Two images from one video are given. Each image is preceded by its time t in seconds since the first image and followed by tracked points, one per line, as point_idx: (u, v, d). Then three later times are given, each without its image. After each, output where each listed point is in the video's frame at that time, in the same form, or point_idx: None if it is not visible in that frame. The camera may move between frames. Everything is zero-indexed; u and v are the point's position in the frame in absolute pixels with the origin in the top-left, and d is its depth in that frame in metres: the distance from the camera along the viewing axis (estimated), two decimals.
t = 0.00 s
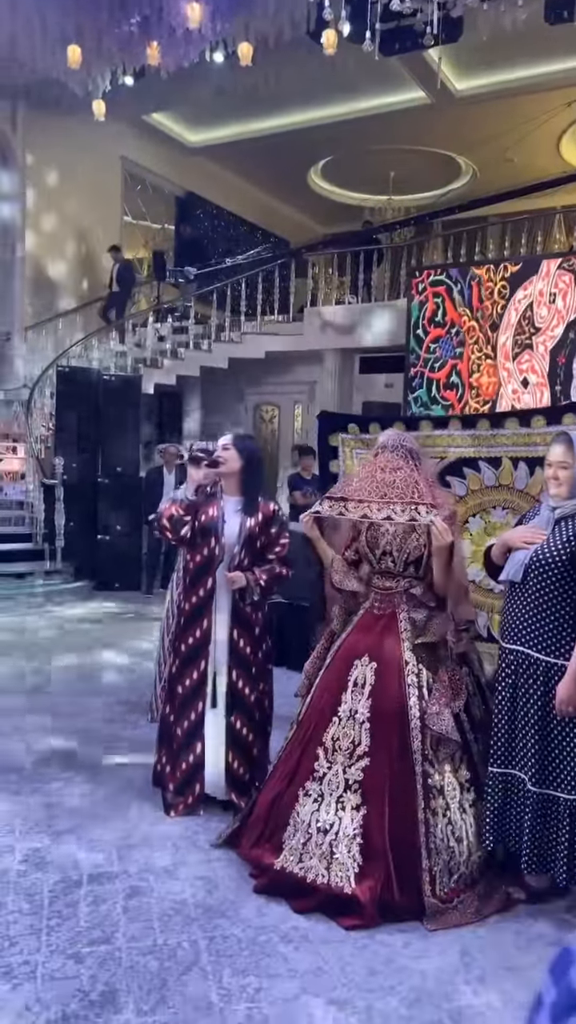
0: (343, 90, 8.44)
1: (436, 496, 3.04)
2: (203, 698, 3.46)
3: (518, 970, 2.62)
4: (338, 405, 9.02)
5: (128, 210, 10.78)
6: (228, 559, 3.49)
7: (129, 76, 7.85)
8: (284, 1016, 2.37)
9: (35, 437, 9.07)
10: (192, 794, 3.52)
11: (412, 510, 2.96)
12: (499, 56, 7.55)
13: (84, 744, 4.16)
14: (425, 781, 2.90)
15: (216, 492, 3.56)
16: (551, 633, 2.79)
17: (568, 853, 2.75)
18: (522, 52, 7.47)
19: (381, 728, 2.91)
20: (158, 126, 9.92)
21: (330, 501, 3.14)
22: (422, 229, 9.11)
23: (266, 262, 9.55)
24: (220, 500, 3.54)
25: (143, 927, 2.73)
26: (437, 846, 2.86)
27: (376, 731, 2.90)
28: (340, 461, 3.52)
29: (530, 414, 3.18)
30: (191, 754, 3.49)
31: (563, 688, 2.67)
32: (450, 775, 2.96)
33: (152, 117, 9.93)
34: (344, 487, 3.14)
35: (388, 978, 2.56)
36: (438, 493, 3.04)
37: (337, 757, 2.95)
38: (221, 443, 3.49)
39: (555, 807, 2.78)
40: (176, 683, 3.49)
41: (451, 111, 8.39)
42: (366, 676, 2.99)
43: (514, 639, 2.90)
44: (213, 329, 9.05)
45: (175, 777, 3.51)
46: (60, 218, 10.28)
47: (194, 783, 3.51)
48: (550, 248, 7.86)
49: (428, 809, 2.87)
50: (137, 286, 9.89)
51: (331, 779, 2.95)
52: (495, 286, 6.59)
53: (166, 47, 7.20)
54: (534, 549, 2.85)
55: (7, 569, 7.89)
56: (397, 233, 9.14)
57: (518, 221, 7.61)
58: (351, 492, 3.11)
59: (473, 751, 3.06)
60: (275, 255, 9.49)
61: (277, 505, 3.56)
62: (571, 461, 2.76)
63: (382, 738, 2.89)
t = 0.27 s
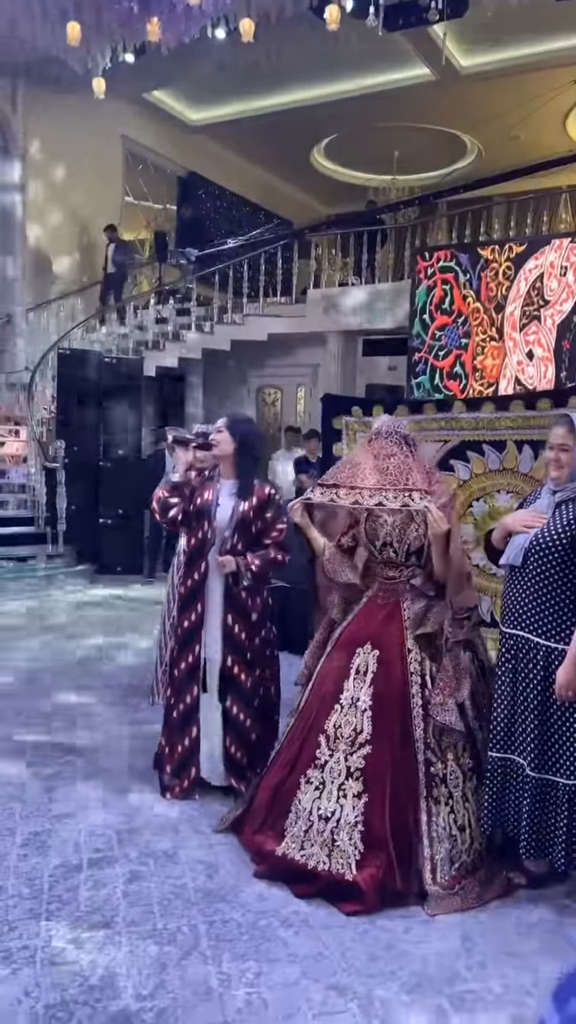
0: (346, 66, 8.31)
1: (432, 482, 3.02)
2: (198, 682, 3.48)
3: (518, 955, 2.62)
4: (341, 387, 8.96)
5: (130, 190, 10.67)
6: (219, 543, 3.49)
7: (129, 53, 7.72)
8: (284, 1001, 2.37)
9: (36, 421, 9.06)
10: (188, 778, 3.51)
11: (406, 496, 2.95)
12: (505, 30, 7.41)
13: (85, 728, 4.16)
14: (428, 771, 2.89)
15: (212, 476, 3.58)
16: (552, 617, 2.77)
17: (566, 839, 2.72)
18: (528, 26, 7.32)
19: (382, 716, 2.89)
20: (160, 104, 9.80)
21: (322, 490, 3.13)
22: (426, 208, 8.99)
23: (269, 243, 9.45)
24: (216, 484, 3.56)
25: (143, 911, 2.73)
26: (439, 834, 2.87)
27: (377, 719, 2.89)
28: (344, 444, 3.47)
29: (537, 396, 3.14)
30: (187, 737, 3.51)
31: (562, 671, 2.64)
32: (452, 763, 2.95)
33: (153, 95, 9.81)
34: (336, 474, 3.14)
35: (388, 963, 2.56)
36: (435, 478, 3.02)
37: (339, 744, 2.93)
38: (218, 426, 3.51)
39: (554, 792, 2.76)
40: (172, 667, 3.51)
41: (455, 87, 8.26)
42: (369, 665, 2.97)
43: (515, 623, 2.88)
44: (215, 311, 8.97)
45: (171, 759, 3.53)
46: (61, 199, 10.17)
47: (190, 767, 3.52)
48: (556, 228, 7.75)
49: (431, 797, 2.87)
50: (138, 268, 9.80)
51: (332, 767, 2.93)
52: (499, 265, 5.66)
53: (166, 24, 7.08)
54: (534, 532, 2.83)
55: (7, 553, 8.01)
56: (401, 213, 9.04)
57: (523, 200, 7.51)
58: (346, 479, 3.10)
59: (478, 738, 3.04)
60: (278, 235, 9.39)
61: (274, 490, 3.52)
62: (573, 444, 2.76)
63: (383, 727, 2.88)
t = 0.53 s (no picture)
0: (348, 41, 8.18)
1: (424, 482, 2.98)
2: (190, 665, 3.49)
3: (517, 940, 2.62)
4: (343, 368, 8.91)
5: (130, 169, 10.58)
6: (212, 525, 3.49)
7: (129, 29, 7.60)
8: (281, 986, 2.38)
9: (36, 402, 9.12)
10: (179, 760, 3.54)
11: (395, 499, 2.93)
12: (509, 5, 7.27)
13: (86, 711, 4.17)
14: (430, 761, 2.89)
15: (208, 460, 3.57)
16: (550, 601, 2.74)
17: (563, 824, 2.70)
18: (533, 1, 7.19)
19: (384, 707, 2.90)
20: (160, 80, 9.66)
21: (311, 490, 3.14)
22: (429, 187, 8.89)
23: (270, 222, 9.34)
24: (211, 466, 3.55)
25: (142, 895, 2.74)
26: (440, 824, 2.89)
27: (380, 710, 2.90)
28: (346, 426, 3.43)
29: (541, 378, 3.11)
30: (180, 718, 3.53)
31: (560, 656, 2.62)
32: (456, 754, 2.94)
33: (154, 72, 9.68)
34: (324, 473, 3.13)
35: (387, 948, 2.56)
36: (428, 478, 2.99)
37: (341, 733, 2.96)
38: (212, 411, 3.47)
39: (551, 777, 2.73)
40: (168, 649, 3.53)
41: (459, 63, 8.12)
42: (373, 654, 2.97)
43: (513, 608, 2.86)
44: (216, 292, 8.88)
45: (163, 741, 3.54)
46: (62, 178, 10.07)
47: (181, 749, 3.54)
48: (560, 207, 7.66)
49: (433, 787, 2.88)
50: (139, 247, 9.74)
51: (334, 755, 2.97)
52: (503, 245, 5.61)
53: None
54: (532, 516, 2.80)
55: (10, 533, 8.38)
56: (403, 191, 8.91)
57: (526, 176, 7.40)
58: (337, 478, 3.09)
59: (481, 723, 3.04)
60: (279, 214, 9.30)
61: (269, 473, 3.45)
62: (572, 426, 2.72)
63: (386, 717, 2.89)
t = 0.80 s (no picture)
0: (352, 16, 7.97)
1: (415, 495, 2.93)
2: (190, 649, 3.48)
3: (517, 923, 2.62)
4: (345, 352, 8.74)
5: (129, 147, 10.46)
6: (213, 509, 3.47)
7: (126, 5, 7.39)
8: (282, 969, 2.39)
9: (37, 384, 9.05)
10: (179, 743, 3.54)
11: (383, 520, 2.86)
12: None
13: (87, 694, 4.17)
14: (431, 749, 2.89)
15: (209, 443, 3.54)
16: (549, 586, 2.73)
17: (561, 807, 2.72)
18: None
19: (384, 694, 2.90)
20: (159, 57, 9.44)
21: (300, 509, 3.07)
22: (433, 166, 8.69)
23: (270, 202, 9.14)
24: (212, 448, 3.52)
25: (142, 878, 2.74)
26: (441, 813, 2.90)
27: (380, 698, 2.90)
28: (347, 409, 3.37)
29: (546, 360, 3.05)
30: (179, 702, 3.52)
31: (559, 641, 2.62)
32: (458, 741, 2.95)
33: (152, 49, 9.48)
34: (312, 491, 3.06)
35: (387, 930, 2.57)
36: (418, 493, 2.93)
37: (341, 720, 2.97)
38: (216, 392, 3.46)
39: (549, 761, 2.74)
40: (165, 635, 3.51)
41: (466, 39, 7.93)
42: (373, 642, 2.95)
43: (511, 593, 2.84)
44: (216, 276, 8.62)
45: (163, 724, 3.54)
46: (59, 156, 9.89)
47: (181, 732, 3.54)
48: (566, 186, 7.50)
49: (433, 775, 2.90)
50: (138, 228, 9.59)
51: (334, 743, 2.98)
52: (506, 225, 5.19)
53: None
54: (533, 501, 2.79)
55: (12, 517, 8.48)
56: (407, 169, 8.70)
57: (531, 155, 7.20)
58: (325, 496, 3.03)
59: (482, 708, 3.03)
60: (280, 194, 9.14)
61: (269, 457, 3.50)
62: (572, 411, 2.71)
63: (386, 704, 2.89)
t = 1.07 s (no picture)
0: None
1: (409, 509, 2.84)
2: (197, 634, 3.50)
3: (519, 906, 2.64)
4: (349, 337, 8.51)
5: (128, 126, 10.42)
6: (223, 495, 3.45)
7: None
8: (285, 952, 2.40)
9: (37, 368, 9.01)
10: (184, 728, 3.55)
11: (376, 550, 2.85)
12: None
13: (91, 678, 4.17)
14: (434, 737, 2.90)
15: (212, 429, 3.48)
16: (553, 573, 2.72)
17: (563, 792, 2.72)
18: None
19: (388, 682, 2.90)
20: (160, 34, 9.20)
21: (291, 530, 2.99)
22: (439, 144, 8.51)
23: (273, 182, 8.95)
24: (216, 433, 3.46)
25: (147, 861, 2.75)
26: (444, 801, 2.92)
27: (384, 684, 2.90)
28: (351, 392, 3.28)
29: (552, 343, 3.02)
30: (185, 687, 3.55)
31: (563, 627, 2.62)
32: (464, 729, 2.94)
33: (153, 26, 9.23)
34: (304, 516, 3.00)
35: (390, 913, 2.58)
36: (413, 509, 2.84)
37: (344, 707, 2.98)
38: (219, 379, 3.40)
39: (551, 747, 2.74)
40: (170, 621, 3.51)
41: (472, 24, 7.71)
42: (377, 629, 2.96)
43: (514, 580, 2.83)
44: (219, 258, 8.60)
45: (168, 709, 3.56)
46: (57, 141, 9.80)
47: (187, 717, 3.55)
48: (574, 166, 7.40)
49: (436, 764, 2.91)
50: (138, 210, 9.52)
51: (337, 730, 2.99)
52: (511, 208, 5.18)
53: None
54: (536, 486, 2.77)
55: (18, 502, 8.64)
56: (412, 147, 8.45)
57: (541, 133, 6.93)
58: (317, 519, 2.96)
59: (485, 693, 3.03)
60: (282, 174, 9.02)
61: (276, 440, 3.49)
62: (574, 396, 2.71)
63: (389, 692, 2.90)
